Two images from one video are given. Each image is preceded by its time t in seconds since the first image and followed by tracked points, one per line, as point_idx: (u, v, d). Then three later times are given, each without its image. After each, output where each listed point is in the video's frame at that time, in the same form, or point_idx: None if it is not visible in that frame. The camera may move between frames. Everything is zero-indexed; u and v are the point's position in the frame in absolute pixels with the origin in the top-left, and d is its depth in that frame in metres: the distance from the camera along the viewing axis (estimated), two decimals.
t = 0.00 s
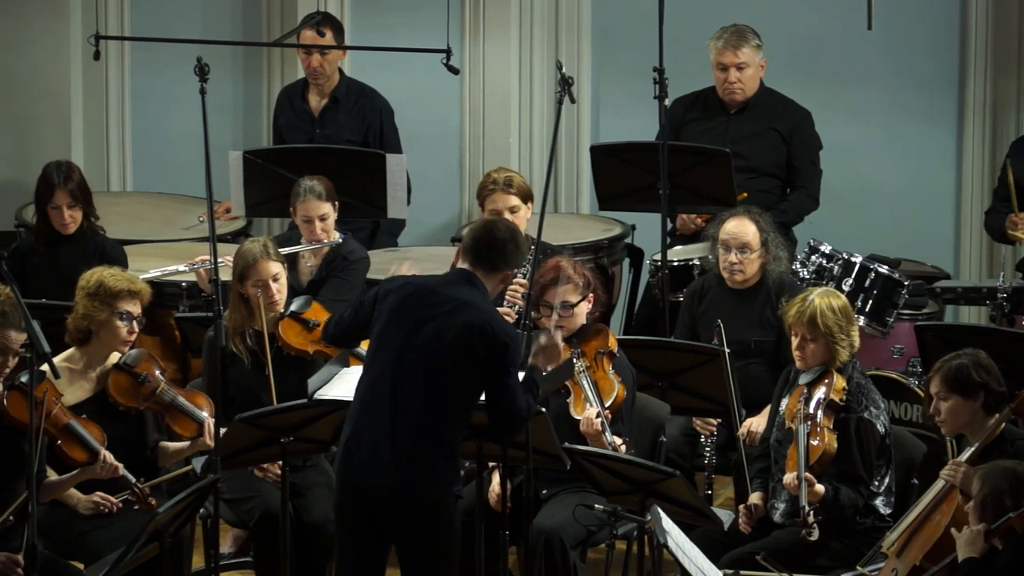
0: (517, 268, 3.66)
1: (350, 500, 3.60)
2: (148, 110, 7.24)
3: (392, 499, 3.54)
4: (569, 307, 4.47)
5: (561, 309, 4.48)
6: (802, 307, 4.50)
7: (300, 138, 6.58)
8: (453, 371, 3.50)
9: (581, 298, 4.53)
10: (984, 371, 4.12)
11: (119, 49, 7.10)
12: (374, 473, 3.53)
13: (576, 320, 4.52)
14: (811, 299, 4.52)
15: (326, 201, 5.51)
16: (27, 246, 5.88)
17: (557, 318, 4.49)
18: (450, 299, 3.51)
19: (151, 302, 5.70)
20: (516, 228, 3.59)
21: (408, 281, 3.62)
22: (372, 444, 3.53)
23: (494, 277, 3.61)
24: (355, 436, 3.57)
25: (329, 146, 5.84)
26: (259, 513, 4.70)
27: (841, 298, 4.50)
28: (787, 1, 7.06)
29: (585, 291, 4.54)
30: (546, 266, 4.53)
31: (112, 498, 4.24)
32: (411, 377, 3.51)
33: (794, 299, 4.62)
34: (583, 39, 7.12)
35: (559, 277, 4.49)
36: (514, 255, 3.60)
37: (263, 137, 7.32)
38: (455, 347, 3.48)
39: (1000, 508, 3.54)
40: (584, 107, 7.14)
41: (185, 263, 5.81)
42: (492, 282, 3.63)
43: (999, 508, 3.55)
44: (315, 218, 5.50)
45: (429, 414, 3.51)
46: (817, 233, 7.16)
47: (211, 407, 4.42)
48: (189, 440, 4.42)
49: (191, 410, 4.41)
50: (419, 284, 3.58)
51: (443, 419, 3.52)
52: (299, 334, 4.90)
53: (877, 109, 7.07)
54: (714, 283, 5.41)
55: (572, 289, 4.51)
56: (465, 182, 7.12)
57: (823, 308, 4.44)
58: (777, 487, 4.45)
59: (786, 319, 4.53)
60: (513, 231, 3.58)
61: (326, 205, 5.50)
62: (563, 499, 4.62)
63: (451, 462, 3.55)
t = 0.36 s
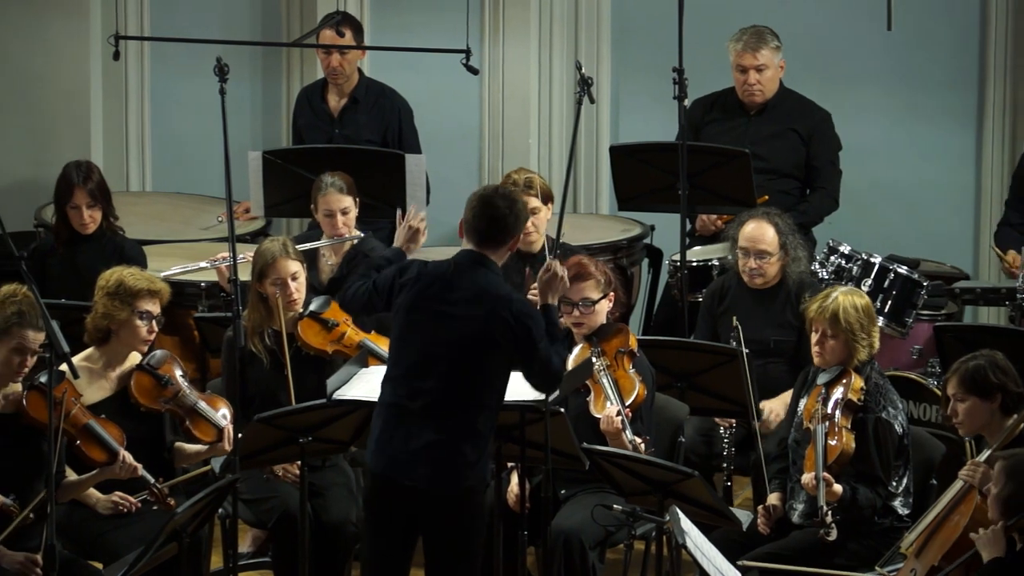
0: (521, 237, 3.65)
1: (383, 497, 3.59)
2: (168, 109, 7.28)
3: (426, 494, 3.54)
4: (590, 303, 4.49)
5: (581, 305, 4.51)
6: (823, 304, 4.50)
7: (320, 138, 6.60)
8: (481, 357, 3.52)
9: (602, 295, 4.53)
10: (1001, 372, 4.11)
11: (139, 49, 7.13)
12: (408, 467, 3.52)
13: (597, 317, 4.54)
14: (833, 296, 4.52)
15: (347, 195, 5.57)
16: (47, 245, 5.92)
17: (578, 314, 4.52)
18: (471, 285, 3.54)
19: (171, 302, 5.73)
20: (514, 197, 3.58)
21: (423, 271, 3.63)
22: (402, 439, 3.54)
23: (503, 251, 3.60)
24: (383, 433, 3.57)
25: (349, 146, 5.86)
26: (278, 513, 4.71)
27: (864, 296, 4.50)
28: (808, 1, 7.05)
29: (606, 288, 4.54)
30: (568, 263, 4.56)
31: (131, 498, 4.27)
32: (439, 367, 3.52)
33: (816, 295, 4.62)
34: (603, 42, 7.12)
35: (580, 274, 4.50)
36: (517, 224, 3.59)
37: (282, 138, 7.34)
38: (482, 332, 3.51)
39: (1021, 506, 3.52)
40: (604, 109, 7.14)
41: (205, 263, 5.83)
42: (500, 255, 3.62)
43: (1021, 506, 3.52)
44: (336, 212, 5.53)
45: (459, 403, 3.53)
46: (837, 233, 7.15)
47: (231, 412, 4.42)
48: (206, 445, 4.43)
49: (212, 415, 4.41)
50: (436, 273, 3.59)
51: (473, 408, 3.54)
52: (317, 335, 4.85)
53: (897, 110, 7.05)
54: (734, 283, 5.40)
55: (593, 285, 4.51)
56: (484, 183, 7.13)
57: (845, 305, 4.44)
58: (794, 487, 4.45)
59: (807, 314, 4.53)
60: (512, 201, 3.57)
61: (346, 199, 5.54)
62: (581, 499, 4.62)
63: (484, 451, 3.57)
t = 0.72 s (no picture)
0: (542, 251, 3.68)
1: (400, 501, 3.59)
2: (186, 110, 7.30)
3: (443, 499, 3.54)
4: (604, 305, 4.48)
5: (596, 307, 4.49)
6: (833, 303, 4.49)
7: (337, 138, 6.61)
8: (499, 364, 3.51)
9: (617, 296, 4.52)
10: None
11: (157, 49, 7.15)
12: (426, 473, 3.53)
13: (612, 318, 4.53)
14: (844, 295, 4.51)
15: (359, 193, 5.54)
16: (64, 245, 5.94)
17: (593, 316, 4.51)
18: (488, 293, 3.53)
19: (189, 302, 5.74)
20: (538, 211, 3.61)
21: (440, 278, 3.62)
22: (420, 444, 3.54)
23: (524, 263, 3.63)
24: (401, 438, 3.57)
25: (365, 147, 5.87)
26: (296, 513, 4.72)
27: (875, 294, 4.49)
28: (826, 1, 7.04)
29: (620, 288, 4.52)
30: (582, 265, 4.54)
31: (149, 498, 4.29)
32: (457, 374, 3.52)
33: (828, 295, 4.61)
34: (620, 43, 7.11)
35: (593, 275, 4.48)
36: (540, 238, 3.62)
37: (299, 138, 7.35)
38: (499, 340, 3.50)
39: None
40: (622, 109, 7.13)
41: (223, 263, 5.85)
42: (522, 267, 3.64)
43: None
44: (348, 210, 5.52)
45: (476, 410, 3.53)
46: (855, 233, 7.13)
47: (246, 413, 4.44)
48: (221, 444, 4.44)
49: (225, 414, 4.44)
50: (453, 280, 3.59)
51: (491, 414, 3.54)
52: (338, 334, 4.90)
53: (915, 109, 7.03)
54: (753, 282, 5.39)
55: (607, 287, 4.49)
56: (501, 183, 7.13)
57: (855, 302, 4.42)
58: (812, 488, 4.42)
59: (819, 315, 4.52)
60: (536, 215, 3.60)
61: (358, 197, 5.52)
62: (599, 499, 4.62)
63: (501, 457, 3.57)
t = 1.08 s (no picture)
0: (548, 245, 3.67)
1: (416, 502, 3.60)
2: (205, 110, 7.33)
3: (459, 499, 3.55)
4: (606, 302, 4.48)
5: (599, 305, 4.49)
6: (849, 303, 4.48)
7: (355, 138, 6.62)
8: (510, 361, 3.51)
9: (619, 293, 4.52)
10: None
11: (175, 49, 7.18)
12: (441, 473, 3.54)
13: (617, 315, 4.52)
14: (859, 294, 4.49)
15: (374, 192, 5.55)
16: (83, 245, 5.96)
17: (597, 314, 4.51)
18: (497, 290, 3.54)
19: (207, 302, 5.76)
20: (543, 206, 3.59)
21: (448, 277, 3.62)
22: (435, 445, 3.55)
23: (531, 259, 3.61)
24: (417, 440, 3.57)
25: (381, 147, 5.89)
26: (314, 513, 4.73)
27: (891, 294, 4.46)
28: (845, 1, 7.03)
29: (622, 285, 4.53)
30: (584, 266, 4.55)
31: (165, 497, 4.28)
32: (470, 374, 3.52)
33: (844, 295, 4.59)
34: (639, 44, 7.09)
35: (593, 273, 4.50)
36: (547, 232, 3.61)
37: (318, 138, 7.37)
38: (510, 338, 3.51)
39: None
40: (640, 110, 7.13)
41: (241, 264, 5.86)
42: (529, 263, 3.63)
43: None
44: (364, 208, 5.53)
45: (489, 409, 3.53)
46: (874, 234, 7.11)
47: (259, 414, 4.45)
48: (234, 445, 4.47)
49: (239, 415, 4.46)
50: (461, 279, 3.59)
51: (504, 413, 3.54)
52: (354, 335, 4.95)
53: (935, 110, 7.02)
54: (773, 282, 5.39)
55: (608, 284, 4.50)
56: (520, 182, 7.13)
57: (870, 302, 4.41)
58: (829, 488, 4.40)
59: (835, 314, 4.51)
60: (542, 210, 3.59)
61: (373, 195, 5.53)
62: (617, 499, 4.61)
63: (515, 456, 3.57)
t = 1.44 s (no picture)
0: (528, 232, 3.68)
1: (425, 502, 3.61)
2: (223, 111, 7.35)
3: (468, 495, 3.57)
4: (621, 301, 4.47)
5: (614, 304, 4.49)
6: (873, 304, 4.44)
7: (373, 138, 6.63)
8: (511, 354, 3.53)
9: (635, 291, 4.50)
10: None
11: (194, 49, 7.20)
12: (450, 471, 3.55)
13: (633, 314, 4.50)
14: (884, 296, 4.45)
15: (396, 192, 5.56)
16: (101, 246, 5.98)
17: (614, 314, 4.50)
18: (490, 284, 3.54)
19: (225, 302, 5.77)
20: (518, 196, 3.61)
21: (438, 274, 3.62)
22: (441, 444, 3.55)
23: (514, 247, 3.63)
24: (422, 439, 3.58)
25: (396, 147, 5.92)
26: (332, 513, 4.74)
27: (916, 296, 4.44)
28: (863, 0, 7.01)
29: (639, 284, 4.51)
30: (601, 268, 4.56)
31: (184, 497, 4.30)
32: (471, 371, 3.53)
33: (868, 295, 4.56)
34: (658, 40, 7.06)
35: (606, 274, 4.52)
36: (524, 220, 3.64)
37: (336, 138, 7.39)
38: (509, 331, 3.52)
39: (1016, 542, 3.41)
40: (659, 110, 7.11)
41: (259, 264, 5.88)
42: (514, 252, 3.65)
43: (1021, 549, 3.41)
44: (386, 209, 5.54)
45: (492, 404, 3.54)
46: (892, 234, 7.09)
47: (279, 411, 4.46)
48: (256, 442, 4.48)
49: (259, 412, 4.46)
50: (451, 276, 3.58)
51: (507, 406, 3.56)
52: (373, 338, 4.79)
53: (954, 110, 7.00)
54: (793, 281, 5.39)
55: (621, 283, 4.50)
56: (538, 183, 7.13)
57: (895, 305, 4.38)
58: (846, 488, 4.38)
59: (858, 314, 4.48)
60: (517, 200, 3.61)
61: (395, 196, 5.54)
62: (635, 500, 4.61)
63: (520, 449, 3.59)
